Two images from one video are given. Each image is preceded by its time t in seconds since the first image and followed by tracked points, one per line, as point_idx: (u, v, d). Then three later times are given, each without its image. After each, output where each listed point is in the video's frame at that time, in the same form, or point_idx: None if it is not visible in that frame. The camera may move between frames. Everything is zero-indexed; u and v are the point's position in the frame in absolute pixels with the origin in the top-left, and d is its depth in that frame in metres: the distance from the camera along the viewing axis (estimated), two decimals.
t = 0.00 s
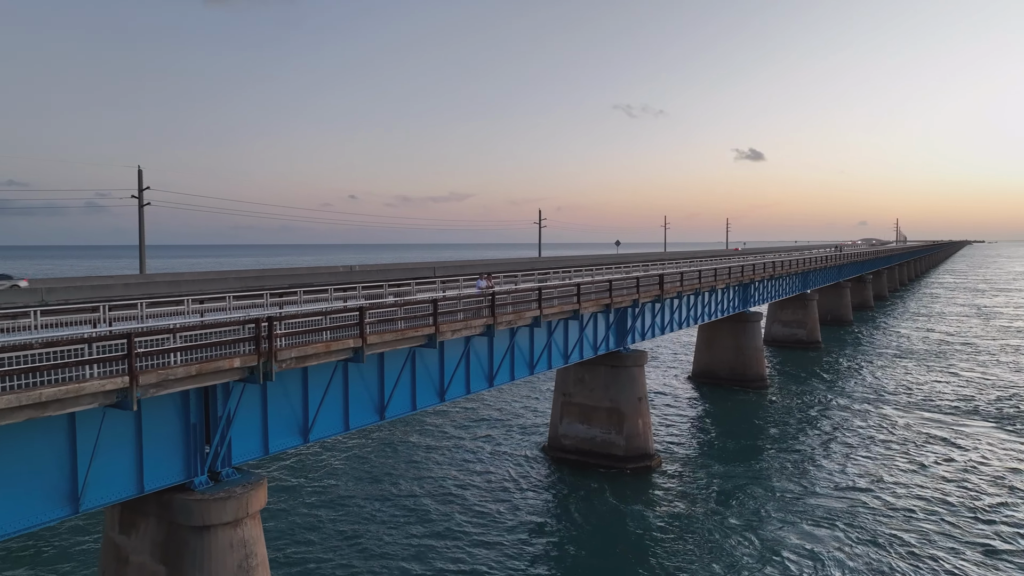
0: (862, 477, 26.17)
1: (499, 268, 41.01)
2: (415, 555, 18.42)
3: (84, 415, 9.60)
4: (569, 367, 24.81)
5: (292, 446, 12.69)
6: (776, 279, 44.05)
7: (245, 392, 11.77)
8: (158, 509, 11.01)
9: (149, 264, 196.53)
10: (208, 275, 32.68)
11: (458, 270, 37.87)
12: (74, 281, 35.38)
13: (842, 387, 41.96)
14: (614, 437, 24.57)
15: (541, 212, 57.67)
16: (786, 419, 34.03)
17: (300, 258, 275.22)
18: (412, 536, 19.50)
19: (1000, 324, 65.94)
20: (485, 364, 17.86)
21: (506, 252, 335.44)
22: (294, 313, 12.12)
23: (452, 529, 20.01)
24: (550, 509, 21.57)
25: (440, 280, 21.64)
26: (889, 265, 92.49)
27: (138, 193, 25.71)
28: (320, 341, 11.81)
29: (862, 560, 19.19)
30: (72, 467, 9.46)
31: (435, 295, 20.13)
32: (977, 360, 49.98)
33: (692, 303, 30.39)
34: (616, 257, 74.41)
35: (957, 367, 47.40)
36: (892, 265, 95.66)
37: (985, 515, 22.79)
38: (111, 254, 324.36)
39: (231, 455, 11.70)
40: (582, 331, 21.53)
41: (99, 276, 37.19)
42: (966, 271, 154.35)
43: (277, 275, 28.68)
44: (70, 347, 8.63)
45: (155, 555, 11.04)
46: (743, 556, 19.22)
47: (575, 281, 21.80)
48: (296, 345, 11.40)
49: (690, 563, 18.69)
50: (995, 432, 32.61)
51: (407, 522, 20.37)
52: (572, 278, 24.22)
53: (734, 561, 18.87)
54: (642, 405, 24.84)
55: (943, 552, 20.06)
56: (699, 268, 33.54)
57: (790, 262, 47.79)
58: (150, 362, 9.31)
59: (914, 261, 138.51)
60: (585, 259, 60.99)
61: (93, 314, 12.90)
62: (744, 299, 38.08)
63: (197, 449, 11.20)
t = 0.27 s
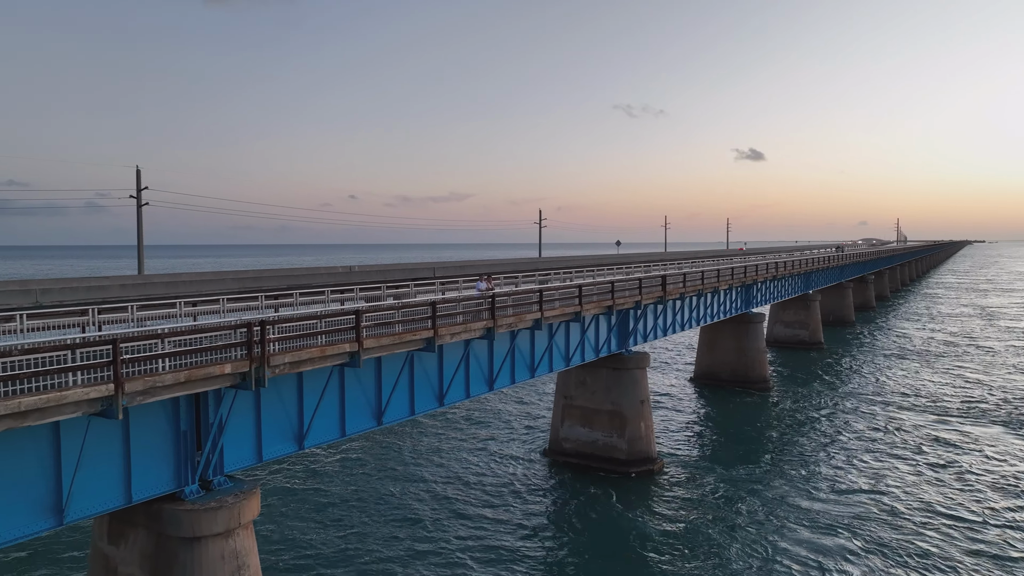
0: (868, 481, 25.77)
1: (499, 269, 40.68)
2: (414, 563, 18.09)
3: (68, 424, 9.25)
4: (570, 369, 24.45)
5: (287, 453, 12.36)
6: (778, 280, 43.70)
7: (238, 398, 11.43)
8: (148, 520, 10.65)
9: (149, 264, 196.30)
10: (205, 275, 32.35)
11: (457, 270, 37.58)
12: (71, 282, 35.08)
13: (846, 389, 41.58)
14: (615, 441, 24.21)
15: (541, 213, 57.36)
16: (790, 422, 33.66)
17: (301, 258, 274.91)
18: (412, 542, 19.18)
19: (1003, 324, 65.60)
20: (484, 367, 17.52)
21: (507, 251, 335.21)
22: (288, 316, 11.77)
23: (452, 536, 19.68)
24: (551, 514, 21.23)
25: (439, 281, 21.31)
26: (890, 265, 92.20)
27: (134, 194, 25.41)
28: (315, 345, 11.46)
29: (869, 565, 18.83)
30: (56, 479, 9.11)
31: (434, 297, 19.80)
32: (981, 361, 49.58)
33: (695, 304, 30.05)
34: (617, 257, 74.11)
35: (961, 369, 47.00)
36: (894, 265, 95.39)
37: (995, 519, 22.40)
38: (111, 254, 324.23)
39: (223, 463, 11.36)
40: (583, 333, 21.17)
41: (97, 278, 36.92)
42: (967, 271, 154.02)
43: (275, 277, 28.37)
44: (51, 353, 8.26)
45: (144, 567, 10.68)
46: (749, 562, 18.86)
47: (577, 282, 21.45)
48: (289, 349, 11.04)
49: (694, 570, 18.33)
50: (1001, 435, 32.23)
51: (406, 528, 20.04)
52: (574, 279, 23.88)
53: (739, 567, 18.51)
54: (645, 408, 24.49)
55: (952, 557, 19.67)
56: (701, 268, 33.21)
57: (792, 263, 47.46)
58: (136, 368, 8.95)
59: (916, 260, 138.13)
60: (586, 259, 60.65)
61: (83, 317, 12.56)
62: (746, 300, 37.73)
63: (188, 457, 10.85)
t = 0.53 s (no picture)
0: (876, 486, 25.37)
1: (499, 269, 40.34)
2: (413, 571, 17.75)
3: (50, 433, 8.88)
4: (572, 372, 24.09)
5: (281, 460, 12.00)
6: (781, 280, 43.37)
7: (229, 404, 11.06)
8: (135, 531, 10.29)
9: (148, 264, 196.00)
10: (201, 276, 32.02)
11: (457, 271, 37.23)
12: (66, 283, 34.72)
13: (851, 391, 41.17)
14: (618, 444, 23.85)
15: (542, 213, 57.01)
16: (794, 424, 33.27)
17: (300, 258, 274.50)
18: (410, 549, 18.85)
19: (1006, 325, 65.21)
20: (484, 371, 17.17)
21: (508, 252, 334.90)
22: (282, 320, 11.41)
23: (452, 542, 19.33)
24: (553, 520, 20.88)
25: (439, 283, 20.96)
26: (892, 265, 91.83)
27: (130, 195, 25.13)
28: (309, 350, 11.10)
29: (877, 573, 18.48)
30: (39, 491, 8.75)
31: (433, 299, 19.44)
32: (987, 362, 49.13)
33: (698, 306, 29.70)
34: (618, 257, 73.74)
35: (966, 370, 46.59)
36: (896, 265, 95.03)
37: (1003, 525, 22.04)
38: (111, 254, 323.97)
39: (214, 472, 10.99)
40: (585, 335, 20.81)
41: (93, 279, 36.57)
42: (968, 271, 153.59)
43: (273, 279, 28.08)
44: (31, 360, 7.89)
45: None
46: (754, 570, 18.50)
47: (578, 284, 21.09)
48: (282, 354, 10.69)
49: None
50: (1007, 437, 31.88)
51: (405, 534, 19.71)
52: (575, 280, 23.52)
53: None
54: (648, 411, 24.12)
55: (961, 565, 19.32)
56: (704, 269, 32.85)
57: (795, 263, 47.10)
58: (121, 375, 8.59)
59: (918, 261, 137.78)
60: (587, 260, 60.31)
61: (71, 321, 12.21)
62: (749, 301, 37.36)
63: (178, 465, 10.49)
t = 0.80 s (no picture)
0: (884, 490, 25.00)
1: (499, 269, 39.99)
2: None
3: (31, 443, 8.51)
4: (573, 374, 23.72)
5: (274, 468, 11.64)
6: (784, 281, 43.00)
7: (220, 411, 10.69)
8: (122, 543, 9.91)
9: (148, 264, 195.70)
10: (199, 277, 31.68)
11: (457, 271, 36.88)
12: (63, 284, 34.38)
13: (855, 393, 40.79)
14: (620, 448, 23.48)
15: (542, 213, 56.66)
16: (799, 427, 32.88)
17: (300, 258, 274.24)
18: (409, 557, 18.50)
19: (1010, 326, 64.81)
20: (484, 375, 16.81)
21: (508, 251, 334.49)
22: (275, 324, 11.04)
23: (451, 549, 18.98)
24: (554, 525, 20.52)
25: (438, 285, 20.60)
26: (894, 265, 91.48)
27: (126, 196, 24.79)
28: (303, 355, 10.73)
29: None
30: (19, 502, 8.37)
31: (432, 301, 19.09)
32: (991, 364, 48.76)
33: (701, 307, 29.33)
34: (619, 257, 73.39)
35: (971, 372, 46.20)
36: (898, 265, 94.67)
37: (1012, 531, 21.67)
38: (111, 254, 323.72)
39: (205, 480, 10.62)
40: (587, 337, 20.43)
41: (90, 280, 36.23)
42: (970, 271, 153.22)
43: (271, 280, 27.71)
44: (8, 366, 7.52)
45: None
46: None
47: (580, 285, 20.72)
48: (275, 360, 10.31)
49: None
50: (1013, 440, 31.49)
51: (404, 541, 19.37)
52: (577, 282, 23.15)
53: None
54: (650, 414, 23.75)
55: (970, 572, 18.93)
56: (707, 270, 32.48)
57: (797, 264, 46.74)
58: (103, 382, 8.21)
59: (919, 261, 137.41)
60: (588, 261, 59.93)
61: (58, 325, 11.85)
62: (752, 302, 37.01)
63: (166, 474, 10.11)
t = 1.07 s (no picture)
0: (893, 493, 24.61)
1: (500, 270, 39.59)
2: None
3: (9, 454, 8.13)
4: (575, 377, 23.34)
5: (268, 476, 11.26)
6: (787, 281, 42.60)
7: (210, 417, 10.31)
8: (108, 557, 9.53)
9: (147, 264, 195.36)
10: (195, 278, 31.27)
11: (457, 271, 36.48)
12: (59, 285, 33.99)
13: (860, 394, 40.39)
14: (622, 451, 23.10)
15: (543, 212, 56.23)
16: (804, 429, 32.48)
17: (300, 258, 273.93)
18: (409, 565, 18.15)
19: (1013, 326, 64.39)
20: (485, 378, 16.43)
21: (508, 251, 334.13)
22: (267, 328, 10.66)
23: (451, 557, 18.63)
24: (556, 532, 20.15)
25: (438, 286, 20.22)
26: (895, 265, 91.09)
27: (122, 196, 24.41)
28: (296, 360, 10.34)
29: None
30: None
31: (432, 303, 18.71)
32: (996, 365, 48.40)
33: (704, 308, 28.95)
34: (620, 257, 72.97)
35: (975, 372, 45.84)
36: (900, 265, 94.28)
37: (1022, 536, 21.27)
38: (111, 254, 323.53)
39: (195, 489, 10.23)
40: (589, 339, 20.05)
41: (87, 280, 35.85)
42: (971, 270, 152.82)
43: (269, 281, 27.32)
44: None
45: None
46: None
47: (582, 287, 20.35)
48: (266, 365, 9.93)
49: None
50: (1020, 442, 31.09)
51: (403, 549, 19.01)
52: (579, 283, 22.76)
53: None
54: (653, 417, 23.36)
55: None
56: (709, 270, 32.10)
57: (800, 264, 46.35)
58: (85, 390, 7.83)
59: (921, 260, 137.01)
60: (588, 261, 59.55)
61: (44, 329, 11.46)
62: (755, 303, 36.64)
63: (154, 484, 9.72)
